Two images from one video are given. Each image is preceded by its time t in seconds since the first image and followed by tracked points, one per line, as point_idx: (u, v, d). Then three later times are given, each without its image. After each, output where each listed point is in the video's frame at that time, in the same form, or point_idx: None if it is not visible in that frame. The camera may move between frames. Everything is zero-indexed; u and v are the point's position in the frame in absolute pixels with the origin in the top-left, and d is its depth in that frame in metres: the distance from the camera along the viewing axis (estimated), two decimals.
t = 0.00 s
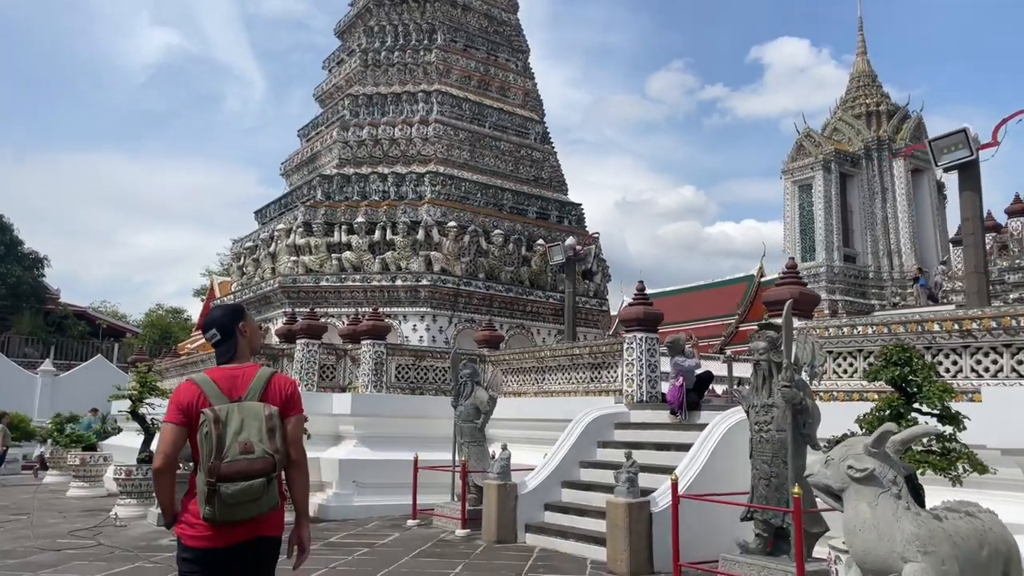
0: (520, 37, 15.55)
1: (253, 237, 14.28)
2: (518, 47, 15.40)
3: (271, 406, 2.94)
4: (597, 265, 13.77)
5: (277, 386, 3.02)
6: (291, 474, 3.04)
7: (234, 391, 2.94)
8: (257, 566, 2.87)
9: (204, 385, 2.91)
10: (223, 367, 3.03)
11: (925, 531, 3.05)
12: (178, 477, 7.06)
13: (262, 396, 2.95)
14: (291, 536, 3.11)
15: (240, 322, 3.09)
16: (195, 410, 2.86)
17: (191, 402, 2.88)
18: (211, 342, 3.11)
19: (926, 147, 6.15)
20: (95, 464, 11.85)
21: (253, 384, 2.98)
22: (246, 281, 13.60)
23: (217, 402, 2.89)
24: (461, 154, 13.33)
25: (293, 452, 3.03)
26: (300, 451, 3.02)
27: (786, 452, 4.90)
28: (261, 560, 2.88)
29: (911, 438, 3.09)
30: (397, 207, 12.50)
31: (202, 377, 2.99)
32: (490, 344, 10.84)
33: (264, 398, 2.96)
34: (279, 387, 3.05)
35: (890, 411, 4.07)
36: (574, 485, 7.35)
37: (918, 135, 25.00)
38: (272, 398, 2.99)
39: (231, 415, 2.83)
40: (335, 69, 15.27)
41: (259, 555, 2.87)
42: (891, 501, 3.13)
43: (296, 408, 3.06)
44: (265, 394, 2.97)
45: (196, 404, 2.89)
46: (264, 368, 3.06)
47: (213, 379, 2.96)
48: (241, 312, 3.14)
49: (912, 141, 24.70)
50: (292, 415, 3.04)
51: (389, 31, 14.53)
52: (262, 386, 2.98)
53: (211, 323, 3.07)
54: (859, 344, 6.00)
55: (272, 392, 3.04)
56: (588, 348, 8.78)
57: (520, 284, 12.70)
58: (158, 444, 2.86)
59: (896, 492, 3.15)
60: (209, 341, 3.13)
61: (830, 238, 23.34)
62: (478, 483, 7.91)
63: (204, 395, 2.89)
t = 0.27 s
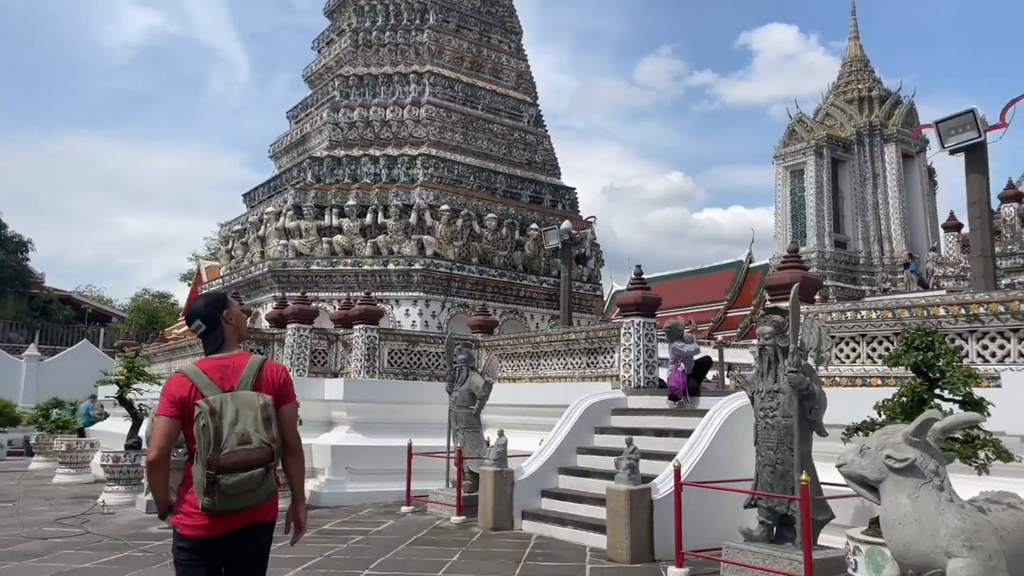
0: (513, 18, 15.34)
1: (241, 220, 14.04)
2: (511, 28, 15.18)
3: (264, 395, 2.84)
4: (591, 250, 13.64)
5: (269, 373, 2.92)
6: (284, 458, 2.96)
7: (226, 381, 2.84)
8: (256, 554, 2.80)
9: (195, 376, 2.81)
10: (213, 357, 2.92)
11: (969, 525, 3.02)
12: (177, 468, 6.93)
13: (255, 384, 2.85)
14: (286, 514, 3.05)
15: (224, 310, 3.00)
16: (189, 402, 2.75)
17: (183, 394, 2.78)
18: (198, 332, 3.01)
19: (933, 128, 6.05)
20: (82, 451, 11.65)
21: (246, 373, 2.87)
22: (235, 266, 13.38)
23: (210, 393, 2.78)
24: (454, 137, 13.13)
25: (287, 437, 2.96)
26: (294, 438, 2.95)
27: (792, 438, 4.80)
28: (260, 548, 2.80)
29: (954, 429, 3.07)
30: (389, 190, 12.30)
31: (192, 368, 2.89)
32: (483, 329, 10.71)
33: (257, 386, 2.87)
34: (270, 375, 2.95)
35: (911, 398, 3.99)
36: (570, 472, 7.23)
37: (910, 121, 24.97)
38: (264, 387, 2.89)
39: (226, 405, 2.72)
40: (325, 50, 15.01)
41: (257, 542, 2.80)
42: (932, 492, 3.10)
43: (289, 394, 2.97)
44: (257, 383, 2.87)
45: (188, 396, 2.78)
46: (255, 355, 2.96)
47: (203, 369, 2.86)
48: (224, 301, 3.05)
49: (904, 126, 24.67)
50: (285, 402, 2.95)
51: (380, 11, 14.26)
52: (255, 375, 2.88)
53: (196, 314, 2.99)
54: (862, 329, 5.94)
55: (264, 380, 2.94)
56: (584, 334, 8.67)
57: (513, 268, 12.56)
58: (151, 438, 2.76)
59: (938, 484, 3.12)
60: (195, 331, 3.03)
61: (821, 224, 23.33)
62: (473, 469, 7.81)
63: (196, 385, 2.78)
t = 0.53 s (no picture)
0: None
1: (228, 202, 13.79)
2: (503, 8, 14.93)
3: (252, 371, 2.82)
4: (584, 234, 13.49)
5: (257, 349, 2.89)
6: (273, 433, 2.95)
7: (214, 357, 2.81)
8: (244, 529, 2.80)
9: (182, 352, 2.78)
10: (200, 333, 2.89)
11: (1016, 513, 2.96)
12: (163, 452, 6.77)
13: (242, 359, 2.83)
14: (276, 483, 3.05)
15: (211, 285, 2.96)
16: (176, 378, 2.74)
17: (170, 370, 2.75)
18: (184, 308, 2.97)
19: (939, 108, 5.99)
20: (66, 436, 11.44)
21: (233, 349, 2.85)
22: (221, 248, 13.14)
23: (197, 369, 2.76)
24: (445, 118, 12.91)
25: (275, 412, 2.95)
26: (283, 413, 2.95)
27: (797, 423, 4.70)
28: (249, 523, 2.80)
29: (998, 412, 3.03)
30: (379, 172, 12.09)
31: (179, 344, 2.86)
32: (476, 313, 10.56)
33: (244, 361, 2.84)
34: (259, 350, 2.92)
35: (935, 382, 3.90)
36: (567, 458, 7.11)
37: (901, 107, 24.91)
38: (253, 362, 2.87)
39: (213, 381, 2.70)
40: (313, 29, 14.72)
41: (245, 517, 2.79)
42: (977, 478, 3.04)
43: (277, 369, 2.95)
44: (245, 358, 2.85)
45: (176, 372, 2.75)
46: (243, 331, 2.92)
47: (191, 345, 2.83)
48: (211, 276, 3.00)
49: (895, 112, 24.61)
50: (274, 377, 2.93)
51: None
52: (242, 350, 2.85)
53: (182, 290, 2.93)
54: (867, 313, 5.90)
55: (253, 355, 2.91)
56: (579, 318, 8.53)
57: (505, 252, 12.41)
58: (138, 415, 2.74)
59: (982, 469, 3.07)
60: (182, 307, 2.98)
61: (812, 210, 23.29)
62: (467, 455, 7.69)
63: (182, 362, 2.75)
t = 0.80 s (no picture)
0: None
1: (216, 193, 13.56)
2: None
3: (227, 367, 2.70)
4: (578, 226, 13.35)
5: (233, 345, 2.77)
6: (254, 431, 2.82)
7: (188, 355, 2.71)
8: (224, 529, 2.68)
9: (155, 350, 2.68)
10: (177, 331, 2.79)
11: None
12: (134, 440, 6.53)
13: (217, 356, 2.71)
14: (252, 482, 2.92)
15: (187, 282, 2.87)
16: (150, 376, 2.65)
17: (144, 370, 2.67)
18: (162, 308, 2.88)
19: (945, 97, 5.88)
20: (52, 431, 11.22)
21: (208, 346, 2.74)
22: (210, 240, 12.92)
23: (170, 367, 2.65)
24: (437, 108, 12.72)
25: (255, 410, 2.82)
26: (264, 410, 2.83)
27: (804, 419, 4.60)
28: (228, 524, 2.69)
29: None
30: (371, 162, 11.89)
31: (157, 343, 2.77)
32: (470, 306, 10.41)
33: (219, 357, 2.73)
34: (237, 346, 2.81)
35: (959, 377, 3.78)
36: (564, 453, 6.99)
37: (893, 99, 24.89)
38: (228, 358, 2.76)
39: (185, 378, 2.59)
40: (302, 17, 14.48)
41: (222, 516, 2.68)
42: None
43: (257, 366, 2.82)
44: (220, 355, 2.73)
45: (150, 371, 2.66)
46: (220, 327, 2.81)
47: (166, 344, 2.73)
48: (188, 272, 2.92)
49: (887, 104, 24.59)
50: (253, 373, 2.81)
51: None
52: (217, 347, 2.73)
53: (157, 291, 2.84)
54: (871, 306, 5.81)
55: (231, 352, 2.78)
56: (575, 311, 8.40)
57: (499, 244, 12.26)
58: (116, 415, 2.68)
59: None
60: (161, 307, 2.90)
61: (804, 202, 23.24)
62: (463, 450, 7.56)
63: (155, 360, 2.66)
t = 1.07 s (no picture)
0: None
1: (211, 187, 13.39)
2: None
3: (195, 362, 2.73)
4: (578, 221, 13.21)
5: (202, 340, 2.79)
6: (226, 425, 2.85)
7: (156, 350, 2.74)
8: (194, 524, 2.74)
9: (123, 346, 2.72)
10: (145, 327, 2.83)
11: None
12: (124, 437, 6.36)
13: (186, 351, 2.74)
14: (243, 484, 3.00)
15: (156, 278, 2.92)
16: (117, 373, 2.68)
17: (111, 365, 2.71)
18: (132, 304, 2.94)
19: (958, 87, 5.79)
20: (45, 428, 11.05)
21: (176, 341, 2.77)
22: (205, 234, 12.75)
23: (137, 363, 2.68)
24: (436, 101, 12.57)
25: (226, 404, 2.85)
26: (235, 404, 2.86)
27: (819, 415, 4.48)
28: (198, 518, 2.74)
29: None
30: (368, 155, 11.74)
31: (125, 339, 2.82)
32: (469, 301, 10.27)
33: (188, 352, 2.76)
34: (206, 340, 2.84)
35: (996, 372, 3.67)
36: (568, 449, 6.88)
37: (892, 94, 24.81)
38: (197, 353, 2.78)
39: (152, 374, 2.62)
40: (298, 9, 14.30)
41: (193, 511, 2.73)
42: None
43: (226, 359, 2.84)
44: (188, 350, 2.76)
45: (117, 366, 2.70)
46: (189, 322, 2.85)
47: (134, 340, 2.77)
48: (158, 268, 2.97)
49: (885, 99, 24.51)
50: (221, 367, 2.83)
51: None
52: (186, 342, 2.76)
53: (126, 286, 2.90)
54: (883, 301, 5.71)
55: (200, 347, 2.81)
56: (577, 306, 8.27)
57: (498, 239, 12.12)
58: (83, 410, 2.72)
59: None
60: (131, 302, 2.96)
61: (802, 197, 23.16)
62: (464, 447, 7.43)
63: (123, 355, 2.69)
